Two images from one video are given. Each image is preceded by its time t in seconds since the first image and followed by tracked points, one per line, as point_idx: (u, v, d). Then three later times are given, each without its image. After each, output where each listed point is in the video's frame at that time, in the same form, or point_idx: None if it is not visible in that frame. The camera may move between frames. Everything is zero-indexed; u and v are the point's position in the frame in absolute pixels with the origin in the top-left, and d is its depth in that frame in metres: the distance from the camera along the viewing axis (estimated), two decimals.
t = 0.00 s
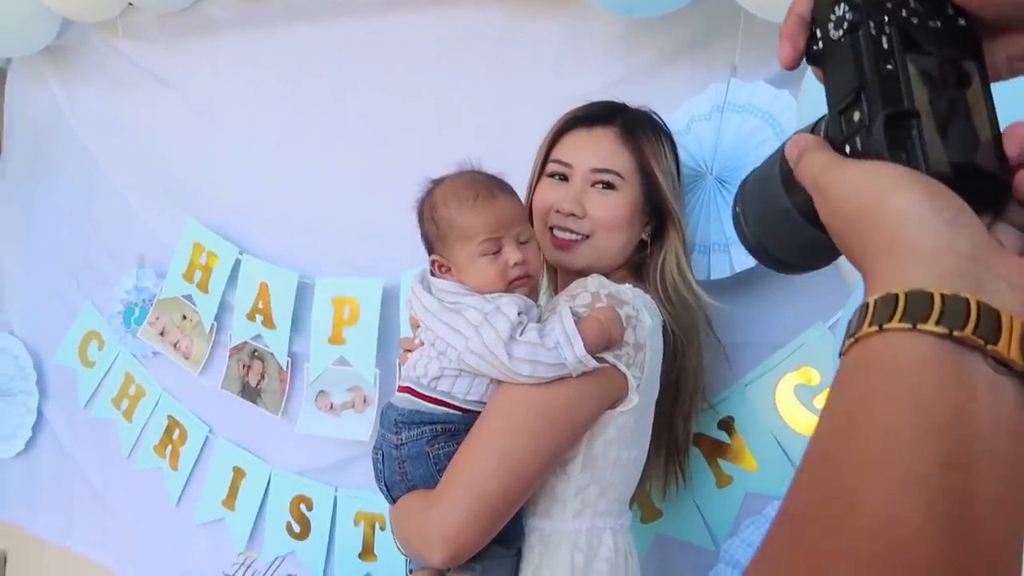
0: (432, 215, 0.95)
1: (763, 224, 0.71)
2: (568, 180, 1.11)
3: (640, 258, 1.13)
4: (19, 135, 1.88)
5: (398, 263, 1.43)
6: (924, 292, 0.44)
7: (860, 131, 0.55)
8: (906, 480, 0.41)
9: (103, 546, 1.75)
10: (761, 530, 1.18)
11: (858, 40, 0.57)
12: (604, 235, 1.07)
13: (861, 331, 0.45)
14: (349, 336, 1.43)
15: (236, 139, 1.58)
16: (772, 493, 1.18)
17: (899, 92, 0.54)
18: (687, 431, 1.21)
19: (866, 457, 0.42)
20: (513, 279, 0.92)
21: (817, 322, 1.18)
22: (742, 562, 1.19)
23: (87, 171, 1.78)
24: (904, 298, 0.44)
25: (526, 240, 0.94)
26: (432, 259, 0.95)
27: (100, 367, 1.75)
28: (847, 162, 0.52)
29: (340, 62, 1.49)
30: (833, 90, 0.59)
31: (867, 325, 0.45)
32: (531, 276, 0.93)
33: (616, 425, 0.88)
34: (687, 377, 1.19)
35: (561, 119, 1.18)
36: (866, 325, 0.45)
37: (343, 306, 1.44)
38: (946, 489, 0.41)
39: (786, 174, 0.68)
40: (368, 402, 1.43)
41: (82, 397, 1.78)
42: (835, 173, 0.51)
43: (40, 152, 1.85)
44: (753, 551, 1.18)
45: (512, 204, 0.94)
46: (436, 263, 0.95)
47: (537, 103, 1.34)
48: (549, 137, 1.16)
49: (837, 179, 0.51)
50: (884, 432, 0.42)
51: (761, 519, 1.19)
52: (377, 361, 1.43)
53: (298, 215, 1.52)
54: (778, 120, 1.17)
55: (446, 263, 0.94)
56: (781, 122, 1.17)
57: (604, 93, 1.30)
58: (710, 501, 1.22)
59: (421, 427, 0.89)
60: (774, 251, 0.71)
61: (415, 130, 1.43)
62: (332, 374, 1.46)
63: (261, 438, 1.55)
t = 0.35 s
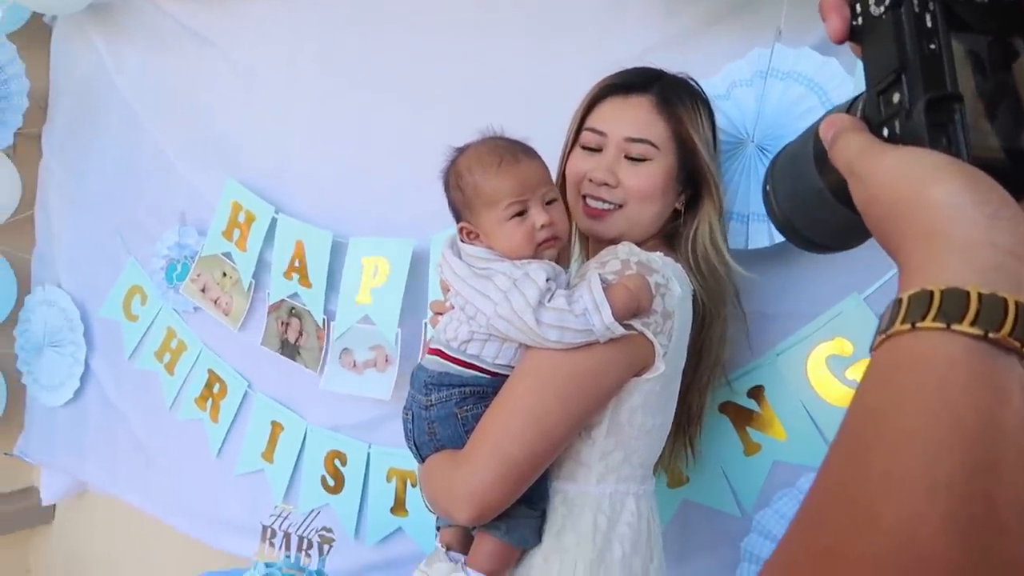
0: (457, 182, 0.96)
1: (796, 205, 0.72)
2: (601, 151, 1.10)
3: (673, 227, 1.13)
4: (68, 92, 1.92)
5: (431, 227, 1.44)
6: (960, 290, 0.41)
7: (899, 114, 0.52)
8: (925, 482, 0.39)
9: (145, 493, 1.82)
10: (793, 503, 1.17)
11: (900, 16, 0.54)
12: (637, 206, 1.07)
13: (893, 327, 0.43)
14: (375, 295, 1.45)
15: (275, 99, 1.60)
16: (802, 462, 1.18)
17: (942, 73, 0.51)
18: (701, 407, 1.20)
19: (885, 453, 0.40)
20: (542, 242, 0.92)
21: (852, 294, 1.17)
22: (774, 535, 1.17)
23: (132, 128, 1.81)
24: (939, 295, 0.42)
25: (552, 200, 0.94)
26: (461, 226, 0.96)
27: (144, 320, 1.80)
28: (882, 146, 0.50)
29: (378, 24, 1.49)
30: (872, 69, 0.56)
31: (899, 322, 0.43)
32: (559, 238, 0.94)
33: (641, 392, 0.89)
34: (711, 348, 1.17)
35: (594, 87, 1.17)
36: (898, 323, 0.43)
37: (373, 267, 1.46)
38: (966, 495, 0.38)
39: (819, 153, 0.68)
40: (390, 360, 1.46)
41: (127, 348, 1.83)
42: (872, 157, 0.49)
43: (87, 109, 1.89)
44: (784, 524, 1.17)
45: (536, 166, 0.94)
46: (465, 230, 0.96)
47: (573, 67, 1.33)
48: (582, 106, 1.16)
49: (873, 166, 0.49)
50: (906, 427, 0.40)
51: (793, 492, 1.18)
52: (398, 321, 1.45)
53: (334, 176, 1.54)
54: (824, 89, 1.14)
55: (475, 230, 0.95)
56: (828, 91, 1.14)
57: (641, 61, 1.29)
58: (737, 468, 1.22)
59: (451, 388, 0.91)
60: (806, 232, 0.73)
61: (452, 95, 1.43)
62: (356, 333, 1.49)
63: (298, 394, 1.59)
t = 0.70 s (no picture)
0: (457, 163, 0.96)
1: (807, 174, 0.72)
2: (607, 127, 1.09)
3: (680, 204, 1.13)
4: (66, 77, 1.92)
5: (436, 207, 1.44)
6: (990, 260, 0.41)
7: (920, 79, 0.51)
8: (951, 459, 0.39)
9: (156, 477, 1.83)
10: (800, 480, 1.17)
11: None
12: (644, 182, 1.06)
13: (919, 300, 0.43)
14: (373, 275, 1.45)
15: (274, 81, 1.59)
16: (806, 436, 1.19)
17: (962, 34, 0.49)
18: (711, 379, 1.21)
19: (910, 431, 0.40)
20: (543, 220, 0.92)
21: (856, 266, 1.16)
22: (780, 509, 1.18)
23: (131, 113, 1.81)
24: (968, 266, 0.41)
25: (552, 177, 0.94)
26: (461, 207, 0.96)
27: (149, 306, 1.80)
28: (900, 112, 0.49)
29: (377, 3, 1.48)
30: (892, 31, 0.55)
31: (926, 295, 0.43)
32: (561, 214, 0.94)
33: (645, 370, 0.89)
34: (717, 326, 1.18)
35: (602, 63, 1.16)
36: (925, 295, 0.43)
37: (371, 247, 1.46)
38: (996, 472, 0.38)
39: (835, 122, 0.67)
40: (385, 341, 1.47)
41: (133, 334, 1.84)
42: (890, 123, 0.49)
43: (86, 94, 1.88)
44: (792, 500, 1.17)
45: (534, 144, 0.94)
46: (466, 211, 0.96)
47: (575, 43, 1.32)
48: (588, 82, 1.15)
49: (891, 133, 0.48)
50: (932, 404, 0.40)
51: (799, 468, 1.18)
52: (396, 302, 1.45)
53: (337, 158, 1.53)
54: (830, 61, 1.13)
55: (476, 211, 0.95)
56: (834, 62, 1.13)
57: (645, 33, 1.27)
58: (742, 444, 1.23)
59: (455, 367, 0.91)
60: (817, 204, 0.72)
61: (453, 73, 1.43)
62: (353, 313, 1.49)
63: (305, 377, 1.59)
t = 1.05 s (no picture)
0: (449, 160, 0.95)
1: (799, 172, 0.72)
2: (599, 125, 1.09)
3: (674, 201, 1.13)
4: (51, 87, 1.90)
5: (426, 209, 1.44)
6: (986, 255, 0.41)
7: (913, 74, 0.52)
8: (955, 458, 0.39)
9: (151, 487, 1.82)
10: (795, 477, 1.16)
11: None
12: (635, 180, 1.06)
13: (918, 296, 0.43)
14: (364, 279, 1.45)
15: (261, 86, 1.58)
16: (801, 431, 1.19)
17: (953, 29, 0.50)
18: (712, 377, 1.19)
19: (913, 428, 0.40)
20: (536, 215, 0.92)
21: (846, 261, 1.16)
22: (774, 507, 1.17)
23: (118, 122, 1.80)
24: (965, 262, 0.41)
25: (544, 173, 0.94)
26: (454, 204, 0.95)
27: (139, 315, 1.79)
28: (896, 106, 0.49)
29: (363, 6, 1.47)
30: (883, 27, 0.56)
31: (924, 291, 0.42)
32: (553, 210, 0.93)
33: (639, 368, 0.89)
34: (715, 322, 1.15)
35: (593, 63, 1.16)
36: (923, 291, 0.42)
37: (361, 251, 1.46)
38: (1000, 470, 0.38)
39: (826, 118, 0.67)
40: (375, 345, 1.47)
41: (124, 343, 1.83)
42: (888, 117, 0.48)
43: (72, 103, 1.87)
44: (788, 498, 1.16)
45: (527, 140, 0.94)
46: (459, 209, 0.95)
47: (563, 42, 1.32)
48: (580, 81, 1.15)
49: (888, 127, 0.48)
50: (936, 402, 0.40)
51: (794, 466, 1.17)
52: (388, 306, 1.44)
53: (327, 162, 1.53)
54: (815, 55, 1.13)
55: (469, 208, 0.94)
56: (818, 55, 1.13)
57: (633, 32, 1.27)
58: (737, 440, 1.23)
59: (448, 366, 0.91)
60: (810, 200, 0.72)
61: (441, 75, 1.42)
62: (343, 318, 1.49)
63: (298, 383, 1.58)
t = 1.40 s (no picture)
0: (451, 169, 0.95)
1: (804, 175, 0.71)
2: (602, 132, 1.09)
3: (677, 208, 1.12)
4: (54, 101, 1.91)
5: (428, 218, 1.44)
6: (994, 256, 0.40)
7: (918, 75, 0.51)
8: (960, 457, 0.39)
9: (156, 498, 1.82)
10: (802, 484, 1.16)
11: None
12: (637, 188, 1.06)
13: (926, 297, 0.43)
14: (364, 289, 1.46)
15: (263, 97, 1.59)
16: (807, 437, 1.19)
17: (959, 31, 0.49)
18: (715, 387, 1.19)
19: (917, 428, 0.40)
20: (539, 225, 0.92)
21: (850, 266, 1.16)
22: (781, 516, 1.17)
23: (121, 134, 1.81)
24: (973, 262, 0.41)
25: (547, 181, 0.94)
26: (457, 213, 0.96)
27: (143, 327, 1.79)
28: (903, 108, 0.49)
29: (364, 16, 1.48)
30: (890, 29, 0.55)
31: (933, 292, 0.42)
32: (556, 219, 0.93)
33: (645, 374, 0.89)
34: (718, 330, 1.14)
35: (596, 70, 1.16)
36: (931, 293, 0.42)
37: (362, 259, 1.47)
38: (1005, 469, 0.38)
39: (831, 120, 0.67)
40: (379, 356, 1.47)
41: (128, 355, 1.83)
42: (893, 121, 0.48)
43: (75, 116, 1.88)
44: (795, 506, 1.16)
45: (530, 150, 0.94)
46: (462, 218, 0.95)
47: (564, 50, 1.32)
48: (583, 88, 1.15)
49: (894, 130, 0.47)
50: (942, 402, 0.40)
51: (800, 473, 1.17)
52: (390, 316, 1.45)
53: (329, 173, 1.53)
54: (816, 58, 1.14)
55: (472, 217, 0.94)
56: (819, 58, 1.14)
57: (633, 39, 1.27)
58: (744, 447, 1.22)
59: (451, 373, 0.91)
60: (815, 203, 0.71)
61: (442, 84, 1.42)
62: (346, 328, 1.50)
63: (302, 393, 1.58)
